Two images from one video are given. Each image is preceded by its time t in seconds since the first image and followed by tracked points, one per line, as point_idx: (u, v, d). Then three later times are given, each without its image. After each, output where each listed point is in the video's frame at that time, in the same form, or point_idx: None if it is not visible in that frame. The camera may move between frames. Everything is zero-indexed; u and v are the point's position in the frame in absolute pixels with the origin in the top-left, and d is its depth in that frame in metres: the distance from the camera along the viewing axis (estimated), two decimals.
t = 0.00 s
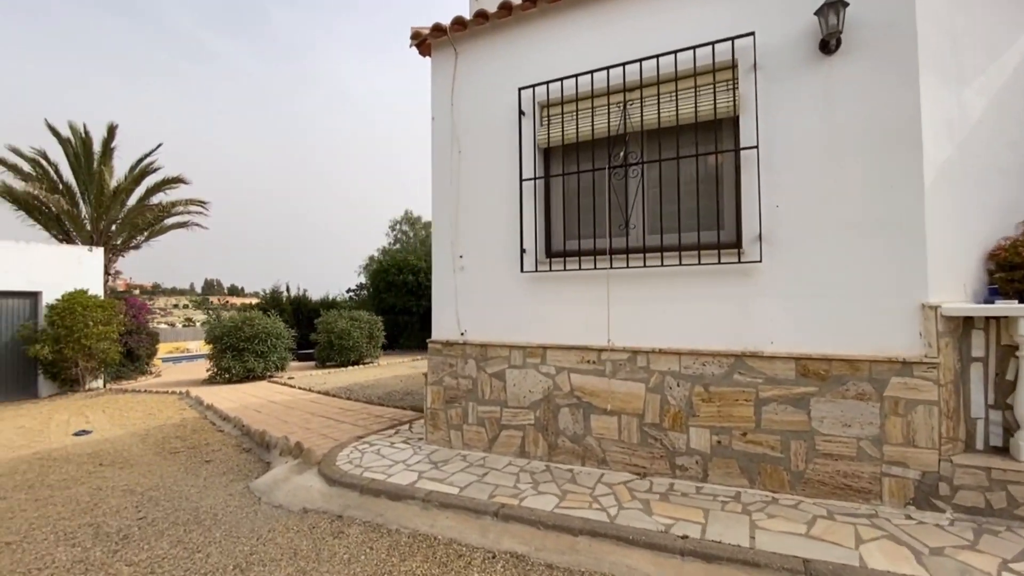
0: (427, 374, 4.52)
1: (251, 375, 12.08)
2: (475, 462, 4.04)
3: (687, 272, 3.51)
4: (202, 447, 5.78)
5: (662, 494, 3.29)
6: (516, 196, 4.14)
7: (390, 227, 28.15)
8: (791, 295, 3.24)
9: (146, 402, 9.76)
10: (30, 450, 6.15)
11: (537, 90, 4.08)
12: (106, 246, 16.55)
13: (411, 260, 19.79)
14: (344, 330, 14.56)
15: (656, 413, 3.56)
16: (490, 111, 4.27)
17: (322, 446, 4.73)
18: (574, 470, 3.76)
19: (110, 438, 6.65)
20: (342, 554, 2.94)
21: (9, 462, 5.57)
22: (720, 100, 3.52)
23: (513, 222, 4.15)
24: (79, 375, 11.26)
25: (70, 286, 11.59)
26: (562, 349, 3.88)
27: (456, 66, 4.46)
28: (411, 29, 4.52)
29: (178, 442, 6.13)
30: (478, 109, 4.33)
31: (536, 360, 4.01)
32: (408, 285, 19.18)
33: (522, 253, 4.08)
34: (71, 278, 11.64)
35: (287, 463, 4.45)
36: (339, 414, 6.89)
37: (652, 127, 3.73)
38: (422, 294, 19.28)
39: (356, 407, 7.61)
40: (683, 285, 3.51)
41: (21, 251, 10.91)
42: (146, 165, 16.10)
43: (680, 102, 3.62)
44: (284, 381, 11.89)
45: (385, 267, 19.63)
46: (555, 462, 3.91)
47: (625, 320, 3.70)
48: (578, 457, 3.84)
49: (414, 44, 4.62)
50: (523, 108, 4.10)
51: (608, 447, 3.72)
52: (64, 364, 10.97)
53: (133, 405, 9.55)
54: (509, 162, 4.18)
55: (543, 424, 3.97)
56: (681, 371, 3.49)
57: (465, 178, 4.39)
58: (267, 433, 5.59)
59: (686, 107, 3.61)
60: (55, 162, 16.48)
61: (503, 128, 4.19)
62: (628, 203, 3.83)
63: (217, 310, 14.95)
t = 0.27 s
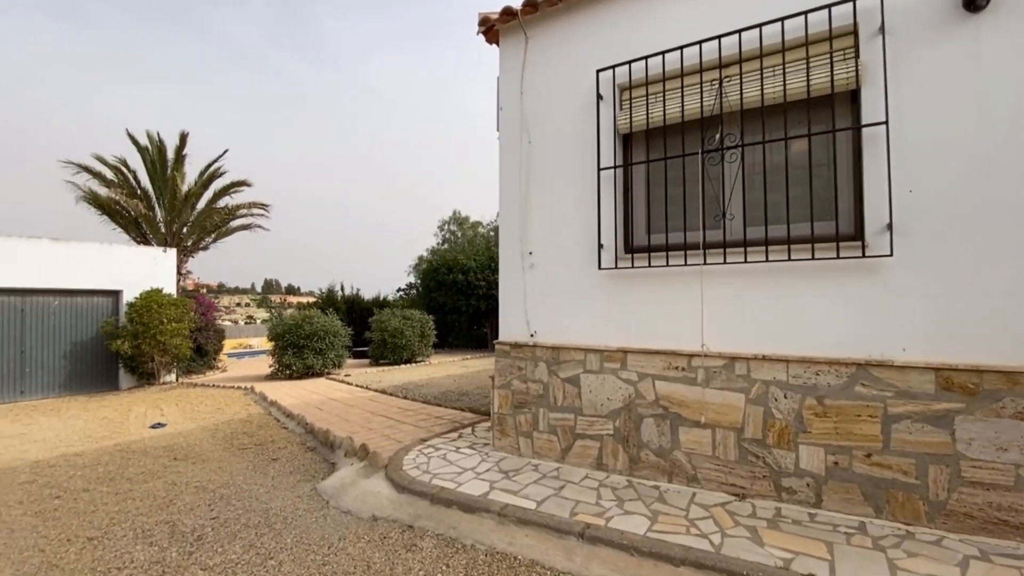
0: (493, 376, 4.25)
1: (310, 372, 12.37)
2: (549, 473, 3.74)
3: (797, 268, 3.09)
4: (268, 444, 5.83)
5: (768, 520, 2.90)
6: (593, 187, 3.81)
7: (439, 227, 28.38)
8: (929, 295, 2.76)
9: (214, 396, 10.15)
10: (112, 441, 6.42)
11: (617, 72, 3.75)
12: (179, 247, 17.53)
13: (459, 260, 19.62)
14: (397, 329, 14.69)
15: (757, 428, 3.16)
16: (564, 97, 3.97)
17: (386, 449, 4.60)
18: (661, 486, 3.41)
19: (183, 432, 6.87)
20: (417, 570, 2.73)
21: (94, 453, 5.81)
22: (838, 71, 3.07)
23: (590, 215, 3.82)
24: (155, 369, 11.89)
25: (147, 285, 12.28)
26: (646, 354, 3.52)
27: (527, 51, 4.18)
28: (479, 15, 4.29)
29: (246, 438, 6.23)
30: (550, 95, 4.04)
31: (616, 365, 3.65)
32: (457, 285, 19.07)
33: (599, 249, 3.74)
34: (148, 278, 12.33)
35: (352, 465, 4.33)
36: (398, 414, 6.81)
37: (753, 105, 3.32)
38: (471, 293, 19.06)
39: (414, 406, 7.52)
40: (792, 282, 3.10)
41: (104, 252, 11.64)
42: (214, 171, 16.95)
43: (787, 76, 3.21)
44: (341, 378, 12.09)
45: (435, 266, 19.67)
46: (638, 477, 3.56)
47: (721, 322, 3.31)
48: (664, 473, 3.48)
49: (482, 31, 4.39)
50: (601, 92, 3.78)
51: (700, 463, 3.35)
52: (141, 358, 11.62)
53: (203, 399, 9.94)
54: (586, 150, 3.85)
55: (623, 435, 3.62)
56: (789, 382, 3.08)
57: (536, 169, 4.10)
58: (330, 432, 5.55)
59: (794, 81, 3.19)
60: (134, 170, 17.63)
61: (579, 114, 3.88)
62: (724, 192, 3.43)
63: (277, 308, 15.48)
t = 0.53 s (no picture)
0: (564, 378, 3.89)
1: (366, 369, 12.50)
2: (631, 487, 3.35)
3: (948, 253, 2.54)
4: (328, 441, 5.75)
5: (914, 559, 2.39)
6: (681, 168, 3.38)
7: (489, 226, 28.28)
8: None
9: (277, 391, 10.40)
10: (183, 434, 6.59)
11: (709, 35, 3.31)
12: (245, 248, 18.35)
13: (511, 257, 18.96)
14: (450, 327, 14.64)
15: (891, 446, 2.64)
16: (646, 68, 3.56)
17: (449, 452, 4.35)
18: (766, 509, 2.95)
19: (248, 426, 6.96)
20: None
21: (166, 445, 5.95)
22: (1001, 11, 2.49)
23: (678, 199, 3.39)
24: (223, 363, 12.39)
25: (216, 283, 12.85)
26: (747, 356, 3.06)
27: (602, 20, 3.80)
28: None
29: (306, 434, 6.20)
30: (630, 67, 3.64)
31: (709, 368, 3.21)
32: (509, 284, 18.46)
33: (690, 236, 3.30)
34: (216, 276, 12.89)
35: (415, 469, 4.11)
36: (456, 414, 6.60)
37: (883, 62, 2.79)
38: (522, 291, 18.29)
39: (471, 406, 7.29)
40: (943, 270, 2.54)
41: (178, 252, 12.27)
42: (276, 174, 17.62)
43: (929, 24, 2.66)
44: (396, 376, 12.13)
45: (486, 264, 19.39)
46: (737, 497, 3.11)
47: (844, 319, 2.80)
48: (770, 493, 3.01)
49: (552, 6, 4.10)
50: (691, 59, 3.35)
51: (815, 484, 2.86)
52: (211, 353, 12.13)
53: (266, 394, 10.19)
54: (673, 127, 3.43)
55: (718, 448, 3.18)
56: (935, 392, 2.53)
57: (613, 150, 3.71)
58: (390, 431, 5.39)
59: (939, 29, 2.63)
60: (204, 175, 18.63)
61: (665, 86, 3.46)
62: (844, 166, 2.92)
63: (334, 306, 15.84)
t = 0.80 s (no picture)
0: (646, 390, 3.48)
1: (421, 368, 12.48)
2: (730, 520, 2.91)
3: None
4: (387, 445, 5.59)
5: None
6: (795, 150, 2.89)
7: (539, 224, 27.80)
8: None
9: (336, 389, 10.53)
10: (248, 432, 6.67)
11: None
12: (305, 249, 18.95)
13: (564, 256, 18.24)
14: (503, 326, 14.38)
15: None
16: (749, 35, 3.07)
17: (515, 465, 4.03)
18: (908, 559, 2.42)
19: (308, 426, 6.97)
20: None
21: (231, 444, 6.01)
22: None
23: (789, 187, 2.90)
24: (285, 361, 12.74)
25: (279, 283, 13.26)
26: (880, 372, 2.55)
27: None
28: None
29: (365, 436, 6.09)
30: (727, 36, 3.16)
31: (829, 386, 2.72)
32: (561, 283, 17.80)
33: (805, 230, 2.81)
34: (279, 276, 13.29)
35: (480, 483, 3.82)
36: (515, 419, 6.29)
37: None
38: (575, 291, 17.56)
39: (529, 411, 6.95)
40: None
41: (244, 253, 12.74)
42: (334, 176, 18.06)
43: None
44: (449, 376, 12.02)
45: (537, 263, 18.91)
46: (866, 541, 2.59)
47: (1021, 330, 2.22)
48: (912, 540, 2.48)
49: None
50: (805, 22, 2.85)
51: (977, 534, 2.31)
52: (274, 351, 12.51)
53: (325, 391, 10.32)
54: (783, 103, 2.93)
55: (841, 480, 2.68)
56: None
57: (706, 132, 3.25)
58: (450, 438, 5.15)
59: None
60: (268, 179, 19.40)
61: (773, 55, 2.97)
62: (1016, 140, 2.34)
63: (389, 305, 15.99)
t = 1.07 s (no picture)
0: (712, 399, 3.08)
1: (445, 369, 12.20)
2: (821, 553, 2.49)
3: None
4: (415, 451, 5.28)
5: None
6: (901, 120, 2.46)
7: (562, 223, 27.32)
8: None
9: (359, 390, 10.31)
10: (272, 434, 6.44)
11: None
12: (329, 248, 18.91)
13: (589, 255, 17.69)
14: (528, 327, 13.99)
15: None
16: None
17: (558, 479, 3.65)
18: None
19: (333, 428, 6.72)
20: None
21: (254, 447, 5.78)
22: None
23: (894, 164, 2.47)
24: (309, 360, 12.62)
25: (304, 282, 13.16)
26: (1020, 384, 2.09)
27: None
28: None
29: (391, 441, 5.79)
30: None
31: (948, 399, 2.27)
32: (587, 283, 17.27)
33: (917, 214, 2.37)
34: (304, 275, 13.19)
35: (521, 499, 3.46)
36: (549, 425, 5.92)
37: None
38: (601, 290, 17.05)
39: (562, 416, 6.56)
40: None
41: (270, 251, 12.67)
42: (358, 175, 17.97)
43: None
44: (474, 377, 11.70)
45: (562, 262, 18.41)
46: None
47: None
48: None
49: None
50: None
51: None
52: (298, 350, 12.40)
53: (349, 392, 10.12)
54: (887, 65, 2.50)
55: (963, 512, 2.24)
56: None
57: (786, 104, 2.84)
58: (482, 445, 4.81)
59: None
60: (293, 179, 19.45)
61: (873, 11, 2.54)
62: None
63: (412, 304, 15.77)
